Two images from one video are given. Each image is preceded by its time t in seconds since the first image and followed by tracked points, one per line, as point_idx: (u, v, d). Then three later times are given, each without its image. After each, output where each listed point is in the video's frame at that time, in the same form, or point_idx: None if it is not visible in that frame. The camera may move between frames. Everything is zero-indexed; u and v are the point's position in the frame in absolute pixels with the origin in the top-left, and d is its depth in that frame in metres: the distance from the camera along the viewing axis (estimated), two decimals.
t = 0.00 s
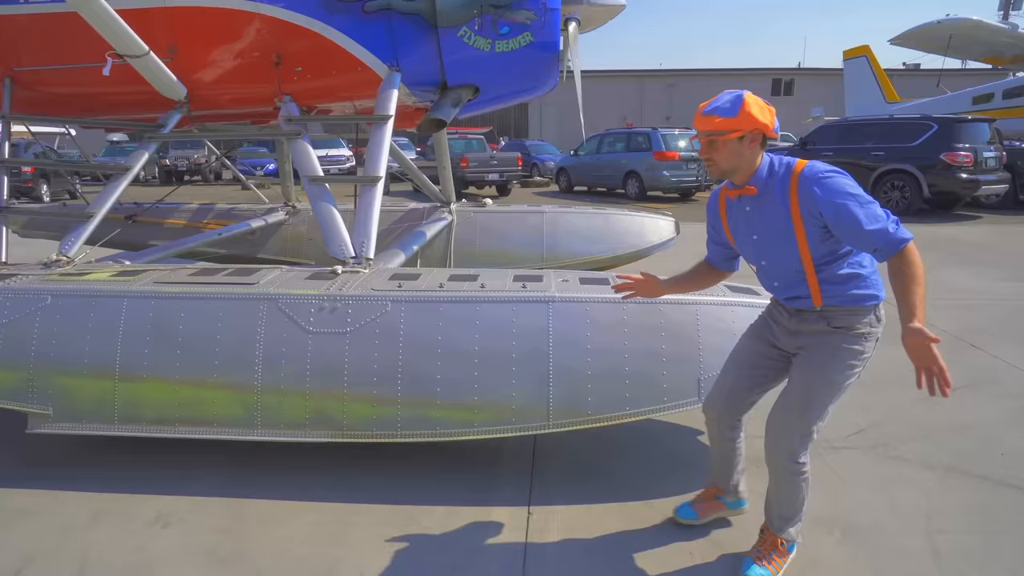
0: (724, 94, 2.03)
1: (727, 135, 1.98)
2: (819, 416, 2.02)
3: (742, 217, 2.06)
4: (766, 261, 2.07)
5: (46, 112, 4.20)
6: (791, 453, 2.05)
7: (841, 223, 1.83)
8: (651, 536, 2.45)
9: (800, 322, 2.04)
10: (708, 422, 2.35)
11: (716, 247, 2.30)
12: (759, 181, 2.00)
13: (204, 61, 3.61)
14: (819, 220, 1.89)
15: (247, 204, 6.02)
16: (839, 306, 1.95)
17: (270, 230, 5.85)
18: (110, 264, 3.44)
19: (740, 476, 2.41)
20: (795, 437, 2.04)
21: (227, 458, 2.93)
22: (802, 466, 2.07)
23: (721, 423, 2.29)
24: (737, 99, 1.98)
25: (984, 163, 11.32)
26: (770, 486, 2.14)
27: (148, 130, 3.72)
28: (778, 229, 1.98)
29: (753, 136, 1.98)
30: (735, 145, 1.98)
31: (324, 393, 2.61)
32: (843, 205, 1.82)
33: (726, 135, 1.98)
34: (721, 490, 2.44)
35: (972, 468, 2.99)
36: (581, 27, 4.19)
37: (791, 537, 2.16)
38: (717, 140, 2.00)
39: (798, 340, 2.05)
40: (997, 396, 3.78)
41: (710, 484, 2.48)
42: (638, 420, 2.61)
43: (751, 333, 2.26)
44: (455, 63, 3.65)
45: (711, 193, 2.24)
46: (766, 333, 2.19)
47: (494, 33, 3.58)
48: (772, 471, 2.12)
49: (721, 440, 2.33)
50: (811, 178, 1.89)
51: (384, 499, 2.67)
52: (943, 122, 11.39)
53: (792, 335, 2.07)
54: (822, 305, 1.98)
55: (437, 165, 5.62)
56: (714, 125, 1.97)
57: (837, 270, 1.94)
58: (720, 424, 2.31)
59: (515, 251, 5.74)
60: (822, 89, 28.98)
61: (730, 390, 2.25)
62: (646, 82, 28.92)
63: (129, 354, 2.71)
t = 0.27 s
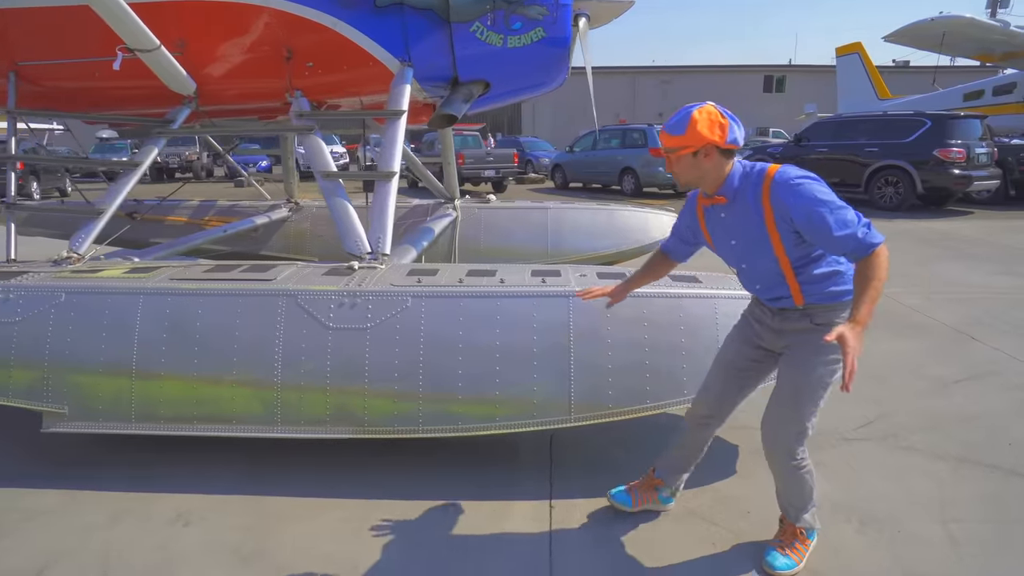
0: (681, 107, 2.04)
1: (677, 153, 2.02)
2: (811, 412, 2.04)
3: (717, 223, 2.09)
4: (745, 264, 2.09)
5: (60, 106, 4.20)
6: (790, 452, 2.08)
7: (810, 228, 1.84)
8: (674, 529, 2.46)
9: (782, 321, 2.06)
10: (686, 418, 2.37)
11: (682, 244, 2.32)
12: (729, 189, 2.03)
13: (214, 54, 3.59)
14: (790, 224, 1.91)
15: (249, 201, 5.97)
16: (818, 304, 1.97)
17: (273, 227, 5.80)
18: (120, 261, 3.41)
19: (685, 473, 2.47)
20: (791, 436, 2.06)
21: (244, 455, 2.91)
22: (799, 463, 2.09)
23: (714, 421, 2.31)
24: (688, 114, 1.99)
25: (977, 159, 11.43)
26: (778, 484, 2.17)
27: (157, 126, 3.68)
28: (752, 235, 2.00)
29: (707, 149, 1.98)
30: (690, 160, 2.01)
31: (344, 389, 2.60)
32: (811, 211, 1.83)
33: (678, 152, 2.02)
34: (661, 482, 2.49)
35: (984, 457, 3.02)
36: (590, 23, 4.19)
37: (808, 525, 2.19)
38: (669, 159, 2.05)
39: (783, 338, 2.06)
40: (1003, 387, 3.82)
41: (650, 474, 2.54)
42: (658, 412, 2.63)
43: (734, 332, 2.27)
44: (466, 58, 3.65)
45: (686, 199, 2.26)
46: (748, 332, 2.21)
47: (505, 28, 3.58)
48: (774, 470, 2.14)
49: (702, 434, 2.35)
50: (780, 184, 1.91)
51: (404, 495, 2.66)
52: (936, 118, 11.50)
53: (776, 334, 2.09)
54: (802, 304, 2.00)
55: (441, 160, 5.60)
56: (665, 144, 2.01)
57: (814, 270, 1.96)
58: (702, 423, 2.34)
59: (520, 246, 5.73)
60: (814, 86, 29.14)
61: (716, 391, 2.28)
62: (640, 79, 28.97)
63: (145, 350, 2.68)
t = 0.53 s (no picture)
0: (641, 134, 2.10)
1: (637, 179, 2.07)
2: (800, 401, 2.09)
3: (684, 239, 2.19)
4: (716, 271, 2.19)
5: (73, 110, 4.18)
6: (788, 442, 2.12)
7: (766, 235, 1.94)
8: (697, 527, 2.48)
9: (761, 317, 2.13)
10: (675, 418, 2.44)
11: (644, 253, 2.36)
12: (689, 207, 2.12)
13: (225, 57, 3.57)
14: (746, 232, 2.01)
15: (251, 203, 5.93)
16: (790, 300, 2.07)
17: (276, 230, 5.76)
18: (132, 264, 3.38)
19: (694, 471, 2.51)
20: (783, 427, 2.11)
21: (262, 459, 2.90)
22: (796, 452, 2.13)
23: (700, 414, 2.36)
24: (647, 141, 2.04)
25: (967, 159, 11.58)
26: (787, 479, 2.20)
27: (167, 128, 3.68)
28: (716, 246, 2.10)
29: (666, 174, 2.04)
30: (651, 185, 2.07)
31: (367, 392, 2.60)
32: (765, 221, 1.92)
33: (640, 178, 2.07)
34: (674, 482, 2.51)
35: (994, 454, 3.06)
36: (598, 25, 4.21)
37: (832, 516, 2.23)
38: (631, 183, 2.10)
39: (761, 332, 2.15)
40: (1007, 384, 3.88)
41: (664, 476, 2.56)
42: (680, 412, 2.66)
43: (712, 332, 2.35)
44: (479, 60, 3.65)
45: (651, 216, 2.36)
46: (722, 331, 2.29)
47: (518, 31, 3.59)
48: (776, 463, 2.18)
49: (695, 431, 2.40)
50: (731, 198, 2.00)
51: (426, 498, 2.66)
52: (928, 119, 11.64)
53: (755, 331, 2.17)
54: (775, 303, 2.09)
55: (446, 162, 5.59)
56: (627, 171, 2.05)
57: (780, 269, 2.05)
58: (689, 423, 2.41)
59: (525, 248, 5.74)
60: (804, 87, 29.39)
61: (703, 389, 2.34)
62: (631, 80, 29.07)
63: (165, 355, 2.66)
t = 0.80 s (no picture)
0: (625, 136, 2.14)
1: (625, 179, 2.10)
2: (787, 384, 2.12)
3: (674, 237, 2.24)
4: (708, 267, 2.23)
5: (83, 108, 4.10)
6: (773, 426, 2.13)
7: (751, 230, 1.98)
8: (724, 530, 2.46)
9: (753, 307, 2.17)
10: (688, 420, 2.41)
11: (637, 250, 2.40)
12: (677, 205, 2.15)
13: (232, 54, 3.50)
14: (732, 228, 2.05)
15: (252, 203, 5.84)
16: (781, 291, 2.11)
17: (278, 230, 5.67)
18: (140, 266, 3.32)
19: (715, 471, 2.47)
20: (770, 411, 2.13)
21: (278, 464, 2.84)
22: (781, 436, 2.15)
23: (709, 414, 2.35)
24: (632, 143, 2.09)
25: (962, 157, 11.66)
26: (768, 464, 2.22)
27: (175, 127, 3.66)
28: (705, 243, 2.14)
29: (652, 174, 2.09)
30: (638, 185, 2.10)
31: (387, 396, 2.55)
32: (749, 216, 1.97)
33: (628, 179, 2.10)
34: (698, 485, 2.48)
35: (1012, 452, 3.06)
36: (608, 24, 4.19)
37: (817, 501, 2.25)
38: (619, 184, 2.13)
39: (755, 323, 2.18)
40: (1017, 381, 3.89)
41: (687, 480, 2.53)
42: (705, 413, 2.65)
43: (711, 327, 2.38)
44: (492, 58, 3.61)
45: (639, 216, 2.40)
46: (721, 325, 2.32)
47: (531, 29, 3.55)
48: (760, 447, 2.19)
49: (705, 428, 2.38)
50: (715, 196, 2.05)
51: (448, 503, 2.61)
52: (923, 117, 11.70)
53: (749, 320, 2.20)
54: (767, 294, 2.13)
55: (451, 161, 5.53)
56: (614, 172, 2.09)
57: (769, 261, 2.09)
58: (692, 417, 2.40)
59: (530, 247, 5.71)
60: (796, 86, 29.53)
61: (705, 382, 2.34)
62: (625, 78, 29.06)
63: (179, 360, 2.59)
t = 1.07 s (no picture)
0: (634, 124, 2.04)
1: (633, 169, 2.00)
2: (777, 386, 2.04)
3: (679, 232, 2.11)
4: (713, 264, 2.12)
5: (78, 109, 3.98)
6: (759, 426, 2.08)
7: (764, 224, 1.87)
8: (750, 540, 2.38)
9: (760, 307, 2.08)
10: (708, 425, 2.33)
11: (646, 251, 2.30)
12: (685, 198, 2.03)
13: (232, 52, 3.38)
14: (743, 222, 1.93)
15: (248, 205, 5.71)
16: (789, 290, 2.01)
17: (275, 233, 5.53)
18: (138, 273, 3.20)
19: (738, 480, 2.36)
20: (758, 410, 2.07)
21: (285, 477, 2.73)
22: (759, 439, 2.10)
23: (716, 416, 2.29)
24: (641, 132, 1.99)
25: (955, 157, 11.71)
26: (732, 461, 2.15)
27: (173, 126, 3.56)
28: (714, 238, 2.02)
29: (661, 165, 1.98)
30: (646, 175, 2.00)
31: (401, 406, 2.45)
32: (763, 208, 1.86)
33: (636, 168, 2.00)
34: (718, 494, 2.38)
35: None
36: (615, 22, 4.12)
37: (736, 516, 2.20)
38: (626, 175, 2.03)
39: (761, 322, 2.08)
40: None
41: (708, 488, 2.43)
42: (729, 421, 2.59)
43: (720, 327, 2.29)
44: (500, 56, 3.53)
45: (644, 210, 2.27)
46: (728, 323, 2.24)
47: (541, 27, 3.47)
48: (733, 445, 2.13)
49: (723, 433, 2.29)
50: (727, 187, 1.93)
51: (465, 515, 2.51)
52: (916, 116, 11.74)
53: (752, 317, 2.11)
54: (774, 293, 2.03)
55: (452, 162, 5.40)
56: (621, 161, 1.99)
57: (780, 258, 1.99)
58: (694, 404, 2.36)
59: (533, 248, 5.62)
60: (785, 86, 29.68)
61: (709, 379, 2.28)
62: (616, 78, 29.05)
63: (182, 370, 2.48)
